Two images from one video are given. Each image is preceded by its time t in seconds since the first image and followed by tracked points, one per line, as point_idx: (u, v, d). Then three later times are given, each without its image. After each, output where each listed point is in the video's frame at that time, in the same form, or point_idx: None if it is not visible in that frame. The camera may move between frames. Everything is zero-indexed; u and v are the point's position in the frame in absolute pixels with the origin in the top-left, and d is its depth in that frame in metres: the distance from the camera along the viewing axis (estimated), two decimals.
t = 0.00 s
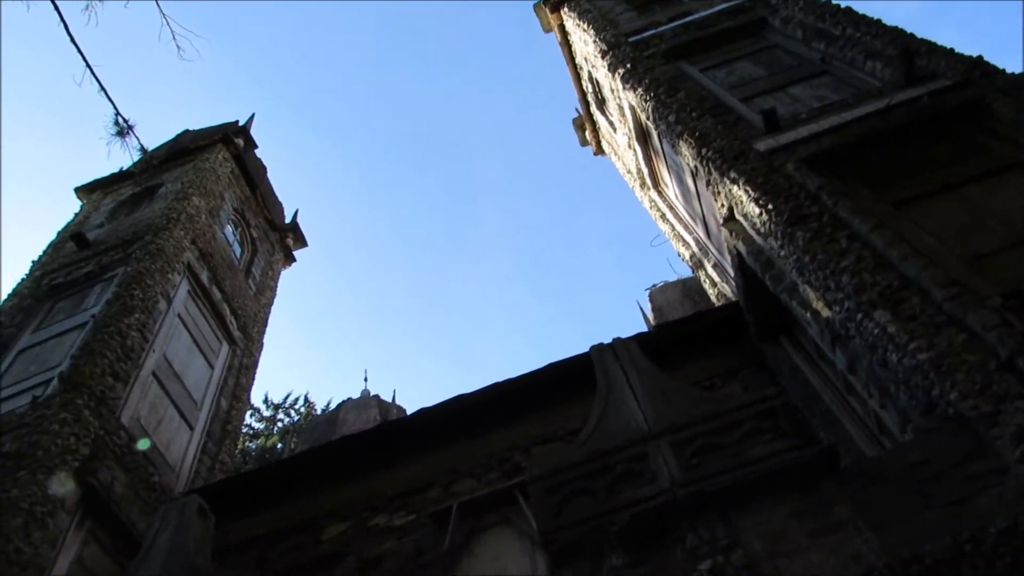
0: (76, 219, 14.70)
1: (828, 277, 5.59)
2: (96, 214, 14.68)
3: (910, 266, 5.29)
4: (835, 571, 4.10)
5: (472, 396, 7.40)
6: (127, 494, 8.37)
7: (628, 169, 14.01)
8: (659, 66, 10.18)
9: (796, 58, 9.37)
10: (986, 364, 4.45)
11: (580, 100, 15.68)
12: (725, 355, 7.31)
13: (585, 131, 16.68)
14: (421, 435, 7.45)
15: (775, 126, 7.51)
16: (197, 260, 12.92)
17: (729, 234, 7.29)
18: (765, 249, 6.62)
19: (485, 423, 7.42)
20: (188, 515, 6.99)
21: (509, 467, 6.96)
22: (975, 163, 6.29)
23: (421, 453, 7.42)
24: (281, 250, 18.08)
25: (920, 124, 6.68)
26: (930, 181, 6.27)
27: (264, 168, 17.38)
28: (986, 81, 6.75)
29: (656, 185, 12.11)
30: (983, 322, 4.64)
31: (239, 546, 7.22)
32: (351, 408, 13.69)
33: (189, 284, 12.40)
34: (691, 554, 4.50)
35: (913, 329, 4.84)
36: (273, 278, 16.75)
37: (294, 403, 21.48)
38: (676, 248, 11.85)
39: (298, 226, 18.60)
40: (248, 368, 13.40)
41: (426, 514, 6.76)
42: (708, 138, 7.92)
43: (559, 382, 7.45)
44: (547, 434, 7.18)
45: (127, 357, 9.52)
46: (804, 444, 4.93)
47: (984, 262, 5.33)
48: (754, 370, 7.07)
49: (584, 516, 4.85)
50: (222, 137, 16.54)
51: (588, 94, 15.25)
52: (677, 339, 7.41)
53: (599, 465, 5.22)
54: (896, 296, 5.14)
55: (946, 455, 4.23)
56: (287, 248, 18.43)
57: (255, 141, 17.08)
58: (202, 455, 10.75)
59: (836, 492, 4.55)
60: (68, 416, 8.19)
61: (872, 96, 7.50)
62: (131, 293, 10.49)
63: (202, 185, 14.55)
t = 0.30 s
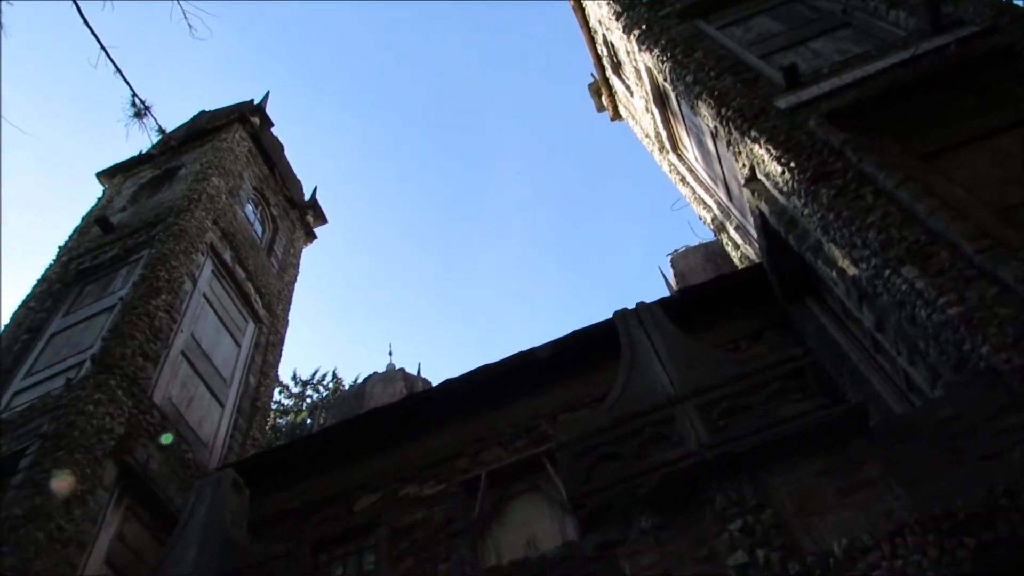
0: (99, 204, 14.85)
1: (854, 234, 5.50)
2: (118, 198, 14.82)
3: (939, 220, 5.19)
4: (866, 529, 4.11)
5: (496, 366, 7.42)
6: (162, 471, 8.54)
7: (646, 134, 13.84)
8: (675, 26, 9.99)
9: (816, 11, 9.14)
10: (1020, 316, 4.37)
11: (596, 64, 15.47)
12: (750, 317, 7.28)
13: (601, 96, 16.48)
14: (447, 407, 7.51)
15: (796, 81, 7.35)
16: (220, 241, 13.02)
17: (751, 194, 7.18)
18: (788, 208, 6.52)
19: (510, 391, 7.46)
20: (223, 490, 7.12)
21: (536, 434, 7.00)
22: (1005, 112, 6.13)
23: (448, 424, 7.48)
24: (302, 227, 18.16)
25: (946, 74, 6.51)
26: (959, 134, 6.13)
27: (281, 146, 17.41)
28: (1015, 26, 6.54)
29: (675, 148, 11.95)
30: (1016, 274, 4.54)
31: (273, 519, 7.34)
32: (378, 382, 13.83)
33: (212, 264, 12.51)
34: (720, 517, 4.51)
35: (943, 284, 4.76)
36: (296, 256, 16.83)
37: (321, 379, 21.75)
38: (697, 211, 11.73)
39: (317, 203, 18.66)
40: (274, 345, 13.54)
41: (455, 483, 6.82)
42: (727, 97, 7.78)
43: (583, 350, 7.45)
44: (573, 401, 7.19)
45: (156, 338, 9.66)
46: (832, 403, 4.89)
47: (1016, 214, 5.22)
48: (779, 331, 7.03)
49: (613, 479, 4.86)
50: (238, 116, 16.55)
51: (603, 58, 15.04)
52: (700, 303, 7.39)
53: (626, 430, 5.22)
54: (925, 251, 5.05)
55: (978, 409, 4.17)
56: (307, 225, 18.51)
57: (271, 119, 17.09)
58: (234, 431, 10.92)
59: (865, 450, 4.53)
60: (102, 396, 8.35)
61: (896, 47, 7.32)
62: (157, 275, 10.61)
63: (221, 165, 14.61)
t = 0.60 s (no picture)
0: (117, 184, 14.93)
1: (877, 192, 5.40)
2: (136, 177, 14.89)
3: (965, 176, 5.09)
4: (892, 487, 4.09)
5: (517, 334, 7.43)
6: (190, 445, 8.66)
7: (663, 98, 13.65)
8: None
9: None
10: None
11: (610, 28, 15.24)
12: (771, 280, 7.23)
13: (616, 61, 16.26)
14: (469, 376, 7.54)
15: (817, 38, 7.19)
16: (238, 217, 13.07)
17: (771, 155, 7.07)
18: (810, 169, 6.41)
19: (532, 360, 7.48)
20: (250, 461, 7.22)
21: (558, 401, 7.02)
22: None
23: (469, 394, 7.52)
24: (319, 202, 18.19)
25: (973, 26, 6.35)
26: (986, 88, 5.99)
27: (295, 121, 17.38)
28: None
29: (693, 112, 11.79)
30: None
31: (300, 489, 7.45)
32: (398, 355, 13.93)
33: (231, 240, 12.57)
34: (744, 479, 4.52)
35: (969, 241, 4.68)
36: (313, 231, 16.86)
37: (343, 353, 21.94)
38: (716, 175, 11.60)
39: (333, 177, 18.66)
40: (295, 320, 13.63)
41: (478, 451, 6.87)
42: (745, 57, 7.63)
43: (603, 317, 7.43)
44: (594, 368, 7.20)
45: (179, 315, 9.76)
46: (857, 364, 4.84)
47: None
48: (802, 294, 6.97)
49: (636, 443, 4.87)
50: (251, 91, 16.52)
51: (617, 22, 14.81)
52: (721, 267, 7.34)
53: (649, 394, 5.21)
54: (951, 208, 4.96)
55: (1006, 366, 4.12)
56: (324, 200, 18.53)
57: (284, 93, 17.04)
58: (258, 405, 11.05)
59: (890, 409, 4.50)
60: (128, 373, 8.46)
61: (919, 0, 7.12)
62: (177, 252, 10.68)
63: (236, 142, 14.62)
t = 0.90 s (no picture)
0: (135, 159, 15.00)
1: (900, 155, 5.32)
2: (153, 153, 14.94)
3: (991, 137, 4.99)
4: (913, 451, 4.10)
5: (535, 303, 7.44)
6: (215, 416, 8.81)
7: (679, 63, 13.45)
8: None
9: None
10: None
11: None
12: (791, 247, 7.18)
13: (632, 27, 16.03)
14: (487, 346, 7.57)
15: None
16: (255, 191, 13.11)
17: (791, 119, 6.96)
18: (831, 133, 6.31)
19: (550, 328, 7.50)
20: (273, 431, 7.33)
21: (577, 370, 7.05)
22: None
23: (489, 363, 7.56)
24: (336, 175, 18.20)
25: None
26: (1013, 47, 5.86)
27: (310, 94, 17.34)
28: None
29: (710, 77, 11.61)
30: None
31: (324, 458, 7.57)
32: (417, 326, 14.00)
33: (249, 214, 12.63)
34: (765, 444, 4.53)
35: (995, 203, 4.61)
36: (330, 203, 16.89)
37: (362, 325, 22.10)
38: (735, 142, 11.45)
39: (349, 150, 18.65)
40: (314, 292, 13.70)
41: (498, 419, 6.92)
42: (765, 19, 7.49)
43: (622, 285, 7.42)
44: (613, 336, 7.20)
45: (200, 288, 9.85)
46: (878, 328, 4.82)
47: None
48: (822, 260, 6.92)
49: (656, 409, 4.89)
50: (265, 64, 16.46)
51: None
52: (740, 235, 7.30)
53: (669, 360, 5.21)
54: (976, 170, 4.88)
55: None
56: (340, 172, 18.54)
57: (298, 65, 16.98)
58: (280, 377, 11.17)
59: (913, 373, 4.47)
60: (152, 346, 8.57)
61: None
62: (196, 227, 10.74)
63: (251, 115, 14.62)
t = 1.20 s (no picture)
0: (151, 131, 15.03)
1: (923, 119, 5.23)
2: (168, 123, 14.96)
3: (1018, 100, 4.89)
4: (932, 417, 4.11)
5: (551, 272, 7.43)
6: (235, 384, 8.92)
7: (697, 28, 13.23)
8: None
9: None
10: None
11: None
12: (810, 214, 7.12)
13: None
14: (503, 314, 7.58)
15: None
16: (270, 161, 13.12)
17: (812, 83, 6.85)
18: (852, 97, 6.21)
19: (567, 297, 7.50)
20: (292, 397, 7.41)
21: (593, 338, 7.06)
22: None
23: (505, 332, 7.58)
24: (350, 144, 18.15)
25: None
26: None
27: (323, 63, 17.24)
28: None
29: (728, 42, 11.42)
30: None
31: (342, 425, 7.66)
32: (433, 296, 14.03)
33: (264, 184, 12.65)
34: (783, 410, 4.53)
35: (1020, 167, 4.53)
36: (346, 173, 16.87)
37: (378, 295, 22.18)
38: (754, 108, 11.28)
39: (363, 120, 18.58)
40: (331, 262, 13.75)
41: (514, 387, 6.95)
42: None
43: (638, 253, 7.39)
44: (629, 305, 7.19)
45: (217, 258, 9.92)
46: (899, 294, 4.78)
47: None
48: (842, 228, 6.86)
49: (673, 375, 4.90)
50: (278, 33, 16.36)
51: None
52: (758, 202, 7.24)
53: (686, 326, 5.20)
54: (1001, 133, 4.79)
55: None
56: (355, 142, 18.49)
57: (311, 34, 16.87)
58: (298, 346, 11.27)
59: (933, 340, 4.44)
60: (171, 315, 8.66)
61: None
62: (212, 198, 10.78)
63: (265, 85, 14.57)
